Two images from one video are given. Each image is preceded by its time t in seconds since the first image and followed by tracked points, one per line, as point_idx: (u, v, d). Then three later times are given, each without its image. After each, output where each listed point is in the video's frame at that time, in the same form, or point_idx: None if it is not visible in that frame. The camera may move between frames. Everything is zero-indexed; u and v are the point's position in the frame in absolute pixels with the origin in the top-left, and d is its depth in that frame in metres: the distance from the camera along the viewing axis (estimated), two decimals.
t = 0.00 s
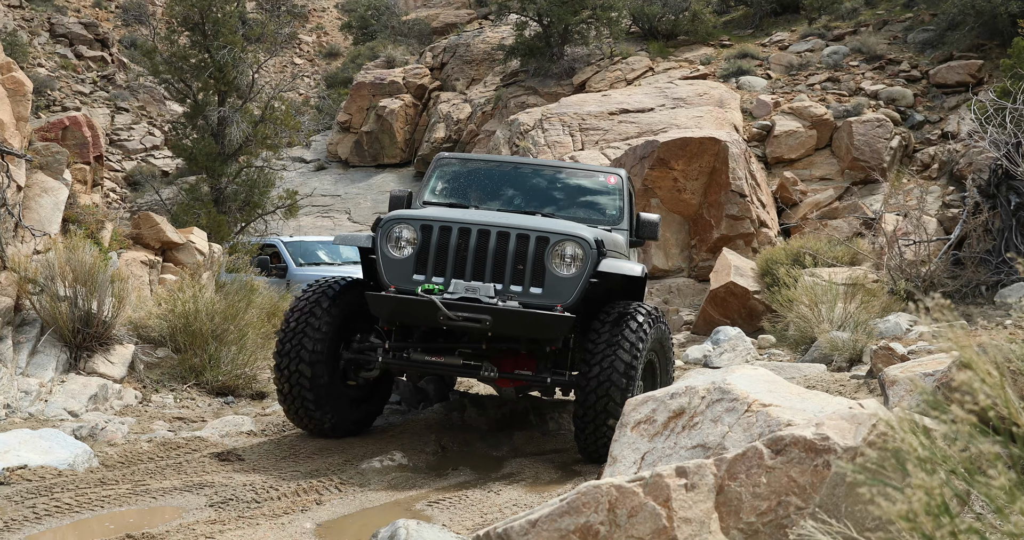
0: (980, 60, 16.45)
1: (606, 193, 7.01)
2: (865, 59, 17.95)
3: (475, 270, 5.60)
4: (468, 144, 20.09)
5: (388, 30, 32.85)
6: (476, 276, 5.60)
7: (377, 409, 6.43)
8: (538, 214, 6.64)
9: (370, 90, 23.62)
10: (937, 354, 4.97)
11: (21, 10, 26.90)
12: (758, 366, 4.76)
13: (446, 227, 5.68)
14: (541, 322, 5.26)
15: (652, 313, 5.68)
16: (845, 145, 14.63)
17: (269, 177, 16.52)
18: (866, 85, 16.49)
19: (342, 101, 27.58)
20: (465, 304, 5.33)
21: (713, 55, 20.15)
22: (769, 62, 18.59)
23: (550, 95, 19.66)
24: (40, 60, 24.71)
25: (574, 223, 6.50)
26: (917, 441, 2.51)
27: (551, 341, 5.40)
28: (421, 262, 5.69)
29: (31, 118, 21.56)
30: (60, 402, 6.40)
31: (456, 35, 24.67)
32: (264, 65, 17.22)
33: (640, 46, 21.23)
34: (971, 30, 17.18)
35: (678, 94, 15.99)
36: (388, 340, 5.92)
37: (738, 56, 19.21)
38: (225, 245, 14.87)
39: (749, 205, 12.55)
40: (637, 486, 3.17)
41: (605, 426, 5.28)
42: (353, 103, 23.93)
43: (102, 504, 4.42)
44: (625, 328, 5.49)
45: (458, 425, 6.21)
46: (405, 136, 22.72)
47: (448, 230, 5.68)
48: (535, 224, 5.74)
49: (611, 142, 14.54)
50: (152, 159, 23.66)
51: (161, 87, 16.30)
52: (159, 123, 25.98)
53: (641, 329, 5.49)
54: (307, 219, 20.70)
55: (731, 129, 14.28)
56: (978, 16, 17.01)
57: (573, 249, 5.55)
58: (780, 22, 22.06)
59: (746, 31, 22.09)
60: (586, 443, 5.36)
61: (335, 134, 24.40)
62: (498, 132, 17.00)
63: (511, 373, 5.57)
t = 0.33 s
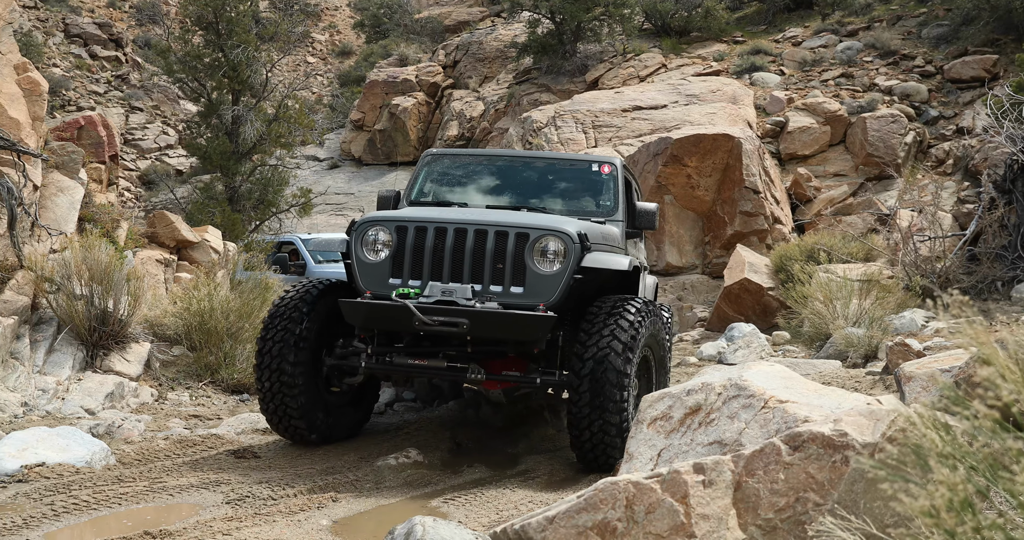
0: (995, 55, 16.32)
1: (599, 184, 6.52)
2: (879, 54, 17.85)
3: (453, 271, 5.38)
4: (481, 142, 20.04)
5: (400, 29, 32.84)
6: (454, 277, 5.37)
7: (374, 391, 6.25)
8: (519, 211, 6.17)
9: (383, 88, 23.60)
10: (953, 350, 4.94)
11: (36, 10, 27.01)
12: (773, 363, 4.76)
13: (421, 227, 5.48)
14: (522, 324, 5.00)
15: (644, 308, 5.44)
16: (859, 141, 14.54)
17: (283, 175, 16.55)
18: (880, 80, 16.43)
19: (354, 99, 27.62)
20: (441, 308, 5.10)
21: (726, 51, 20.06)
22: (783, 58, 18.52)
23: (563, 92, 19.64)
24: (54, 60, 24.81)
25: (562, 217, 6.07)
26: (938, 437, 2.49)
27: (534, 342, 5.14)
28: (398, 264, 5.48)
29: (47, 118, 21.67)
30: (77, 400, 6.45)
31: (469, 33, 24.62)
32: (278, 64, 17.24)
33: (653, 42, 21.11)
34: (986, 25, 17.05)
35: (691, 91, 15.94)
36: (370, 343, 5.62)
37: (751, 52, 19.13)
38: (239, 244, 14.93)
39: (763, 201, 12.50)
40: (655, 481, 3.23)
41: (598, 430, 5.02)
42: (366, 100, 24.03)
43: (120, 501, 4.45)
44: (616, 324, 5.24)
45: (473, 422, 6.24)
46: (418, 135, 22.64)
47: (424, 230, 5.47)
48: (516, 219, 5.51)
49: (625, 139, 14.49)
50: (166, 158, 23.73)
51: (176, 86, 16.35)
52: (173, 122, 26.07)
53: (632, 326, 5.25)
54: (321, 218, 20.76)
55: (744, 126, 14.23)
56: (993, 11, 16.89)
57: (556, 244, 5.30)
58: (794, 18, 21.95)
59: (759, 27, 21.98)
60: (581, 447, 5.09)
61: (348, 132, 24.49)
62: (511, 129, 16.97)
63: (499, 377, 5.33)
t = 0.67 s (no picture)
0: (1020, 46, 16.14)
1: (605, 174, 6.20)
2: (901, 46, 17.71)
3: (443, 271, 5.13)
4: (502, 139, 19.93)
5: (419, 25, 32.82)
6: (444, 277, 5.12)
7: (372, 395, 5.98)
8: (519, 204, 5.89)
9: (403, 85, 23.63)
10: (979, 344, 4.91)
11: (59, 12, 27.22)
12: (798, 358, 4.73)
13: (410, 225, 5.23)
14: (513, 325, 4.76)
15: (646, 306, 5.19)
16: (881, 134, 14.46)
17: (304, 173, 16.61)
18: (902, 73, 16.33)
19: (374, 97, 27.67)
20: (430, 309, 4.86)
21: (747, 44, 19.92)
22: (804, 51, 18.41)
23: (583, 87, 19.59)
24: (76, 60, 25.00)
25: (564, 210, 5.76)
26: (971, 431, 2.47)
27: (529, 345, 4.89)
28: (387, 264, 5.24)
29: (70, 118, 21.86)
30: (103, 398, 6.52)
31: (488, 29, 24.58)
32: (298, 62, 17.30)
33: (673, 37, 20.97)
34: (1011, 15, 16.87)
35: (712, 85, 15.87)
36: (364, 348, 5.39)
37: (772, 45, 18.99)
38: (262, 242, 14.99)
39: (785, 195, 12.48)
40: (682, 477, 3.24)
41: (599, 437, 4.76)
42: (387, 98, 24.19)
43: (148, 498, 4.48)
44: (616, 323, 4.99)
45: (497, 418, 6.27)
46: (438, 132, 22.44)
47: (412, 227, 5.23)
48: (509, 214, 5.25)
49: (645, 134, 14.44)
50: (188, 157, 23.74)
51: (197, 86, 16.44)
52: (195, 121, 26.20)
53: (633, 324, 4.99)
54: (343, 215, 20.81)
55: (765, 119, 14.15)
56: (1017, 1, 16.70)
57: (551, 240, 5.04)
58: (814, 11, 21.81)
59: (780, 20, 21.80)
60: (583, 454, 4.86)
61: (368, 130, 24.62)
62: (531, 125, 16.94)
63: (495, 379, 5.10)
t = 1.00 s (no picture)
0: None
1: (610, 168, 6.04)
2: (926, 45, 17.58)
3: (438, 280, 4.91)
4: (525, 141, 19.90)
5: (442, 27, 32.89)
6: (439, 286, 4.91)
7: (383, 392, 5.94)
8: (518, 204, 5.75)
9: (425, 87, 23.60)
10: (1005, 345, 4.86)
11: (84, 17, 27.50)
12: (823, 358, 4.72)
13: (402, 234, 5.03)
14: (509, 336, 4.53)
15: (652, 310, 4.96)
16: (906, 133, 14.36)
17: (327, 176, 16.66)
18: (926, 71, 16.23)
19: (397, 99, 27.73)
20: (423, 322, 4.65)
21: (770, 44, 19.82)
22: (827, 50, 18.30)
23: (606, 88, 19.55)
24: (101, 65, 25.25)
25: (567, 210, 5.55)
26: (1006, 433, 2.45)
27: (529, 356, 4.66)
28: (380, 274, 5.04)
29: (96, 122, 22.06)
30: (130, 400, 6.59)
31: (510, 31, 24.58)
32: (321, 65, 17.39)
33: (695, 37, 20.88)
34: None
35: (734, 85, 15.80)
36: (363, 358, 5.24)
37: (795, 44, 18.89)
38: (286, 245, 15.02)
39: (810, 195, 12.37)
40: (709, 479, 3.22)
41: (606, 452, 4.55)
42: (409, 100, 24.07)
43: (175, 500, 4.51)
44: (620, 331, 4.75)
45: (519, 421, 6.28)
46: (460, 134, 22.03)
47: (404, 236, 5.03)
48: (505, 217, 5.01)
49: (667, 134, 14.41)
50: (212, 160, 23.63)
51: (222, 89, 16.57)
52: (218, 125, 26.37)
53: (637, 331, 4.75)
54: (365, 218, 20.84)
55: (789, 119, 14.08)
56: None
57: (548, 244, 4.81)
58: (838, 10, 21.65)
59: (803, 19, 21.67)
60: (592, 468, 4.64)
61: (391, 132, 24.55)
62: (554, 126, 16.92)
63: (498, 390, 4.89)
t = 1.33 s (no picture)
0: None
1: (623, 158, 5.98)
2: (952, 41, 17.42)
3: (435, 276, 4.80)
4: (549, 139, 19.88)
5: (465, 26, 32.94)
6: (435, 282, 4.79)
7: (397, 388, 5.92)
8: (524, 196, 5.71)
9: (449, 86, 23.41)
10: None
11: (110, 17, 27.76)
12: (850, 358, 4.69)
13: (398, 227, 4.92)
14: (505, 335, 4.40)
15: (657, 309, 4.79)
16: (932, 130, 14.24)
17: (351, 175, 16.69)
18: (953, 68, 16.11)
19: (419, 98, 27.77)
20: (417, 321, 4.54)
21: (794, 41, 19.71)
22: (852, 47, 18.16)
23: (629, 86, 19.49)
24: (127, 65, 25.46)
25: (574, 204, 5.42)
26: None
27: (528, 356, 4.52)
28: (376, 269, 4.94)
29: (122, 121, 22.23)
30: (156, 398, 6.66)
31: (533, 29, 24.55)
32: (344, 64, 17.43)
33: (720, 34, 20.77)
34: None
35: (758, 83, 15.72)
36: (363, 357, 5.14)
37: (820, 42, 18.77)
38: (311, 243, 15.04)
39: (835, 194, 12.30)
40: (737, 478, 3.20)
41: (608, 456, 4.44)
42: (432, 99, 23.91)
43: (202, 497, 4.55)
44: (622, 331, 4.60)
45: (542, 419, 6.28)
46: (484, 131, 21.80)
47: (401, 230, 4.92)
48: (505, 210, 4.86)
49: (691, 132, 14.23)
50: (236, 159, 23.58)
51: (246, 89, 16.66)
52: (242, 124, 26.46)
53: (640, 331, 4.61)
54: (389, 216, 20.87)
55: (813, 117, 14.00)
56: None
57: (549, 239, 4.65)
58: (863, 7, 21.49)
59: (828, 16, 21.51)
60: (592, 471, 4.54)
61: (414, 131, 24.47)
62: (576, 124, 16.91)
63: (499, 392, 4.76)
